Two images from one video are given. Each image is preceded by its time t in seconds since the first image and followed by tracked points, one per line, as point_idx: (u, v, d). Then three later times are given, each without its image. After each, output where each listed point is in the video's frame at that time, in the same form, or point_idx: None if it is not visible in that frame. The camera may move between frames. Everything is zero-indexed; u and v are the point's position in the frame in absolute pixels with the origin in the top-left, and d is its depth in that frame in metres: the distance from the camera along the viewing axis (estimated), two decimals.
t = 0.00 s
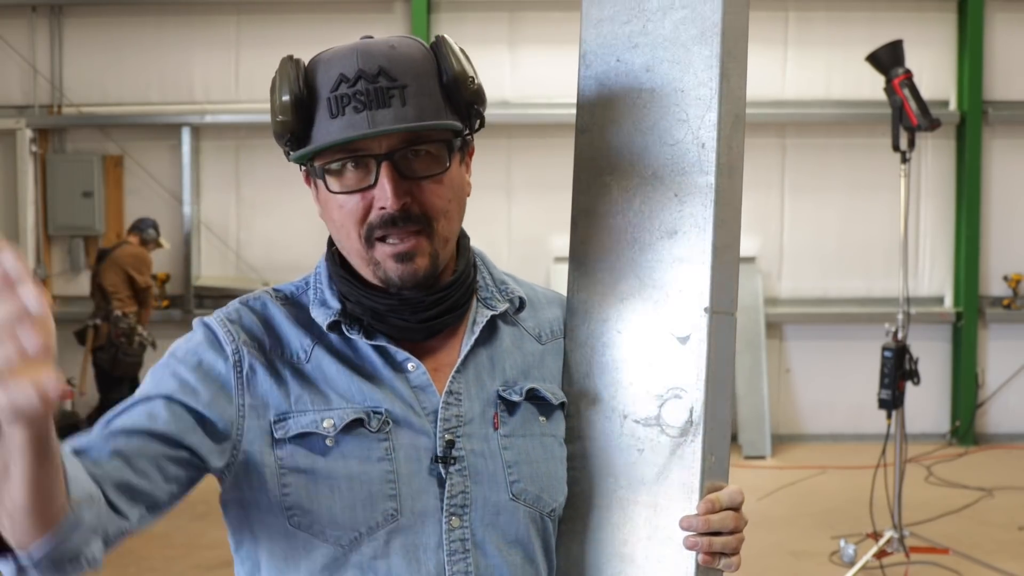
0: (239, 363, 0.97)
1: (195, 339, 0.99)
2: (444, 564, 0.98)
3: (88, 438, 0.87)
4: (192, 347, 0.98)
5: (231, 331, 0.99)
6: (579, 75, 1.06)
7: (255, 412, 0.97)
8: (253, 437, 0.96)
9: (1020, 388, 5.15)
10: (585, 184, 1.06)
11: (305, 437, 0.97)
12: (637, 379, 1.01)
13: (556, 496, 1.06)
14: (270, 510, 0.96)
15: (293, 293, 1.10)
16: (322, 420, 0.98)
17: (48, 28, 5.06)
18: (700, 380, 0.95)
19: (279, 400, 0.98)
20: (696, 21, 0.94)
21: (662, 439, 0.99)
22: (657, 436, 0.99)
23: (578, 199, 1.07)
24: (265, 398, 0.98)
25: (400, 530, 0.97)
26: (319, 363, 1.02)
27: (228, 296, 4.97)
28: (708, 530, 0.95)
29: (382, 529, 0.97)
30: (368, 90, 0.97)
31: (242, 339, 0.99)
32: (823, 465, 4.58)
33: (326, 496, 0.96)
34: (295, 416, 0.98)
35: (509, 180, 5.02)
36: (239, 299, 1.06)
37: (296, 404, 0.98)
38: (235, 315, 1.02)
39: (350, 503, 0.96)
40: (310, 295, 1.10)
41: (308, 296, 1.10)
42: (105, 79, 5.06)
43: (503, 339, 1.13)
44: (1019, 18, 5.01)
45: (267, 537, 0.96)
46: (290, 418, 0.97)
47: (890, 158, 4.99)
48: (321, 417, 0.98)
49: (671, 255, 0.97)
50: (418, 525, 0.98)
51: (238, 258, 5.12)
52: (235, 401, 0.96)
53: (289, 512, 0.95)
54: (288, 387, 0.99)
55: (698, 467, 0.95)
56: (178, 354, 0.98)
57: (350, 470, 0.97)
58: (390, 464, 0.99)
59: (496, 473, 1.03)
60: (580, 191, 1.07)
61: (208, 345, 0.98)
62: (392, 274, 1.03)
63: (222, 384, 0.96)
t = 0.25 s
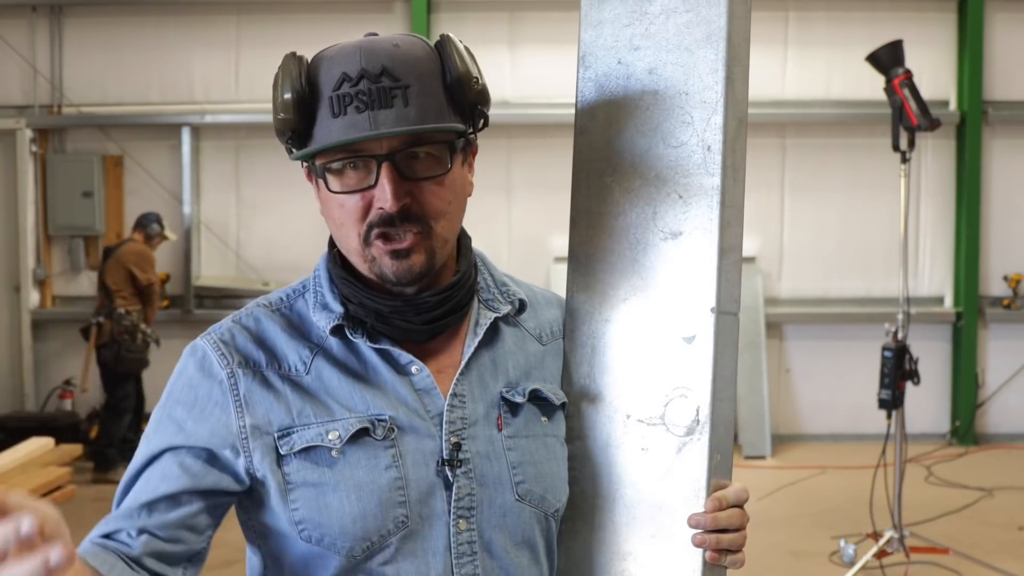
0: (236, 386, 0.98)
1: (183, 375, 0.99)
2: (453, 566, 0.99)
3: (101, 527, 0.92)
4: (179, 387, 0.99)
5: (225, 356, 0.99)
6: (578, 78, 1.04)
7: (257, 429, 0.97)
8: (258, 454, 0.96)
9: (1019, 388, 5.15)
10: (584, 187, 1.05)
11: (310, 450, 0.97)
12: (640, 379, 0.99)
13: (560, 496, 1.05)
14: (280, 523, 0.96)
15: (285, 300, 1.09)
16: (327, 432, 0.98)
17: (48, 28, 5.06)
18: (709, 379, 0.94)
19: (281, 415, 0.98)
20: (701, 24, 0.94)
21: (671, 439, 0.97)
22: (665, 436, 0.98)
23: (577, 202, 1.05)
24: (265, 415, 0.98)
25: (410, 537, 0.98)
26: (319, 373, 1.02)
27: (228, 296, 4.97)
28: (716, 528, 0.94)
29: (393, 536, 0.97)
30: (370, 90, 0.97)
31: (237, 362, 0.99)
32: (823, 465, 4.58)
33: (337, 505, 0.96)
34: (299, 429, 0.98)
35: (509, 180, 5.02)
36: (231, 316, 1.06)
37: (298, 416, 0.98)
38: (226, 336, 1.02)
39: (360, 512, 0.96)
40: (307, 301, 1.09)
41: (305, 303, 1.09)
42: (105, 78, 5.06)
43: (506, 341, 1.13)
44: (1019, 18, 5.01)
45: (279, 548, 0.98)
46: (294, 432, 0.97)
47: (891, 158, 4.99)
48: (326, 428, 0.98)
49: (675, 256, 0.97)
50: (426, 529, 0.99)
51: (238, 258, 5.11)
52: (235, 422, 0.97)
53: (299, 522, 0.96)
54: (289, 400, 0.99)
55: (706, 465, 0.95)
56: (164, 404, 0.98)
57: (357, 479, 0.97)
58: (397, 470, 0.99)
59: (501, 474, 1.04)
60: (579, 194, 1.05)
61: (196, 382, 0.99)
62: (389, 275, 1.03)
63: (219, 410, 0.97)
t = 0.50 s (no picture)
0: (232, 393, 0.99)
1: (180, 386, 1.01)
2: (449, 569, 0.98)
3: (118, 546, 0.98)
4: (177, 400, 1.00)
5: (221, 362, 1.00)
6: (578, 79, 1.05)
7: (253, 433, 0.97)
8: (255, 458, 0.97)
9: (1020, 388, 5.15)
10: (584, 187, 1.05)
11: (306, 453, 0.97)
12: (638, 381, 1.00)
13: (557, 500, 1.05)
14: (280, 528, 0.97)
15: (280, 299, 1.09)
16: (322, 435, 0.98)
17: (48, 28, 5.06)
18: (709, 382, 0.93)
19: (276, 419, 0.98)
20: (701, 25, 0.94)
21: (670, 441, 0.97)
22: (664, 438, 0.98)
23: (576, 203, 1.06)
24: (261, 420, 0.98)
25: (407, 540, 0.97)
26: (314, 375, 1.02)
27: (228, 296, 4.97)
28: (715, 532, 0.94)
29: (389, 539, 0.96)
30: (360, 82, 0.97)
31: (232, 368, 1.00)
32: (823, 465, 4.58)
33: (332, 508, 0.96)
34: (295, 432, 0.98)
35: (509, 180, 5.02)
36: (225, 319, 1.06)
37: (294, 419, 0.98)
38: (221, 341, 1.02)
39: (355, 514, 0.96)
40: (303, 302, 1.09)
41: (301, 303, 1.09)
42: (105, 78, 5.06)
43: (505, 343, 1.13)
44: (1019, 18, 5.01)
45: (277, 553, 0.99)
46: (290, 435, 0.98)
47: (891, 158, 4.99)
48: (321, 432, 0.98)
49: (675, 258, 0.96)
50: (423, 533, 0.99)
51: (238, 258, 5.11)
52: (231, 429, 0.98)
53: (295, 525, 0.96)
54: (286, 404, 0.99)
55: (705, 467, 0.94)
56: (165, 420, 1.01)
57: (352, 482, 0.97)
58: (394, 473, 0.98)
59: (498, 477, 1.03)
60: (580, 196, 1.05)
61: (193, 393, 1.00)
62: (381, 265, 1.03)
63: (217, 416, 0.99)
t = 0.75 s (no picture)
0: (226, 396, 1.02)
1: (178, 391, 1.05)
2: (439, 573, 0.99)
3: (137, 555, 1.04)
4: (177, 406, 1.04)
5: (215, 367, 1.03)
6: (578, 78, 1.04)
7: (246, 436, 1.00)
8: (249, 460, 0.99)
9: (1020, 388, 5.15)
10: (582, 189, 1.05)
11: (298, 455, 0.99)
12: (635, 385, 0.99)
13: (552, 505, 1.04)
14: (275, 531, 1.00)
15: (275, 300, 1.12)
16: (313, 438, 0.99)
17: (48, 28, 5.06)
18: (704, 387, 0.93)
19: (269, 422, 1.00)
20: (702, 26, 0.94)
21: (664, 447, 0.96)
22: (658, 443, 0.97)
23: (575, 204, 1.05)
24: (254, 422, 1.00)
25: (397, 543, 0.98)
26: (307, 379, 1.04)
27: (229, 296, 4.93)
28: (710, 540, 0.94)
29: (379, 542, 0.97)
30: (372, 59, 0.98)
31: (226, 374, 1.03)
32: (823, 465, 4.58)
33: (323, 511, 0.97)
34: (286, 435, 1.00)
35: (509, 180, 5.02)
36: (220, 323, 1.09)
37: (287, 422, 1.00)
38: (215, 345, 1.06)
39: (345, 518, 0.97)
40: (298, 303, 1.12)
41: (296, 305, 1.12)
42: (105, 78, 5.06)
43: (500, 346, 1.13)
44: (1019, 18, 5.00)
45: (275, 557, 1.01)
46: (282, 438, 0.99)
47: (891, 158, 4.99)
48: (312, 435, 0.99)
49: (673, 260, 0.96)
50: (414, 537, 0.99)
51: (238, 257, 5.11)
52: (227, 432, 1.01)
53: (287, 527, 0.98)
54: (278, 407, 1.01)
55: (701, 475, 0.94)
56: (168, 426, 1.05)
57: (343, 485, 0.98)
58: (384, 477, 0.99)
59: (490, 481, 1.04)
60: (578, 197, 1.05)
61: (190, 398, 1.04)
62: (386, 240, 1.01)
63: (213, 422, 1.02)
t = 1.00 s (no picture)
0: (219, 396, 1.02)
1: (175, 390, 1.06)
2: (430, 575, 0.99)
3: (135, 553, 1.04)
4: (173, 405, 1.05)
5: (209, 366, 1.04)
6: (579, 77, 1.05)
7: (239, 436, 1.00)
8: (242, 460, 1.00)
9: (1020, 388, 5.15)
10: (582, 189, 1.05)
11: (289, 456, 0.99)
12: (631, 388, 0.99)
13: (546, 508, 1.05)
14: (268, 532, 1.00)
15: (270, 300, 1.12)
16: (305, 439, 0.99)
17: (48, 28, 5.06)
18: (699, 389, 0.93)
19: (262, 422, 1.01)
20: (699, 25, 0.93)
21: (659, 450, 0.96)
22: (653, 446, 0.97)
23: (574, 204, 1.05)
24: (248, 423, 1.01)
25: (388, 545, 0.99)
26: (300, 379, 1.04)
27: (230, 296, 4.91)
28: (703, 545, 0.94)
29: (370, 544, 0.98)
30: (371, 59, 0.98)
31: (219, 373, 1.03)
32: (823, 465, 4.58)
33: (314, 512, 0.98)
34: (278, 435, 1.00)
35: (509, 180, 5.02)
36: (215, 322, 1.09)
37: (279, 423, 1.00)
38: (209, 344, 1.06)
39: (336, 519, 0.97)
40: (293, 302, 1.12)
41: (291, 304, 1.12)
42: (105, 78, 5.06)
43: (495, 347, 1.14)
44: (1019, 18, 5.00)
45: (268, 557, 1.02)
46: (274, 438, 1.00)
47: (891, 158, 4.99)
48: (304, 436, 1.00)
49: (669, 262, 0.96)
50: (405, 539, 0.99)
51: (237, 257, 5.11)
52: (220, 433, 1.01)
53: (279, 527, 0.99)
54: (271, 408, 1.01)
55: (695, 480, 0.94)
56: (164, 425, 1.06)
57: (335, 486, 0.98)
58: (376, 478, 1.00)
59: (483, 483, 1.03)
60: (577, 198, 1.05)
61: (185, 397, 1.04)
62: (380, 241, 1.02)
63: (207, 421, 1.03)
